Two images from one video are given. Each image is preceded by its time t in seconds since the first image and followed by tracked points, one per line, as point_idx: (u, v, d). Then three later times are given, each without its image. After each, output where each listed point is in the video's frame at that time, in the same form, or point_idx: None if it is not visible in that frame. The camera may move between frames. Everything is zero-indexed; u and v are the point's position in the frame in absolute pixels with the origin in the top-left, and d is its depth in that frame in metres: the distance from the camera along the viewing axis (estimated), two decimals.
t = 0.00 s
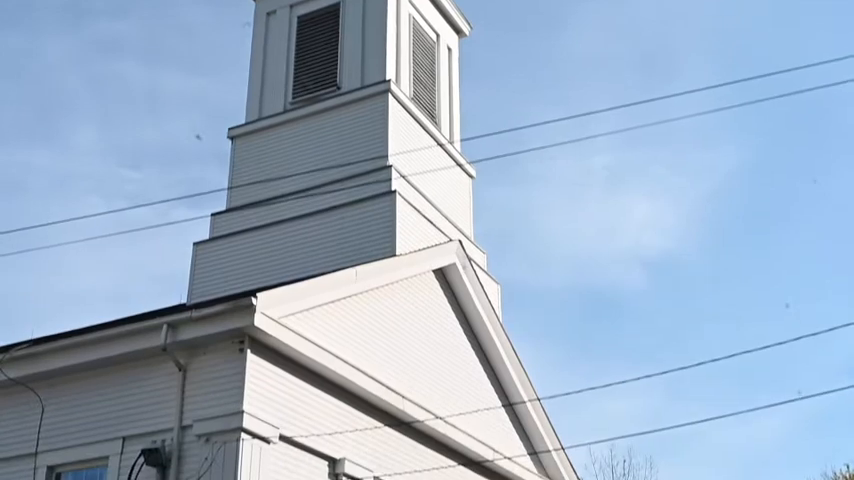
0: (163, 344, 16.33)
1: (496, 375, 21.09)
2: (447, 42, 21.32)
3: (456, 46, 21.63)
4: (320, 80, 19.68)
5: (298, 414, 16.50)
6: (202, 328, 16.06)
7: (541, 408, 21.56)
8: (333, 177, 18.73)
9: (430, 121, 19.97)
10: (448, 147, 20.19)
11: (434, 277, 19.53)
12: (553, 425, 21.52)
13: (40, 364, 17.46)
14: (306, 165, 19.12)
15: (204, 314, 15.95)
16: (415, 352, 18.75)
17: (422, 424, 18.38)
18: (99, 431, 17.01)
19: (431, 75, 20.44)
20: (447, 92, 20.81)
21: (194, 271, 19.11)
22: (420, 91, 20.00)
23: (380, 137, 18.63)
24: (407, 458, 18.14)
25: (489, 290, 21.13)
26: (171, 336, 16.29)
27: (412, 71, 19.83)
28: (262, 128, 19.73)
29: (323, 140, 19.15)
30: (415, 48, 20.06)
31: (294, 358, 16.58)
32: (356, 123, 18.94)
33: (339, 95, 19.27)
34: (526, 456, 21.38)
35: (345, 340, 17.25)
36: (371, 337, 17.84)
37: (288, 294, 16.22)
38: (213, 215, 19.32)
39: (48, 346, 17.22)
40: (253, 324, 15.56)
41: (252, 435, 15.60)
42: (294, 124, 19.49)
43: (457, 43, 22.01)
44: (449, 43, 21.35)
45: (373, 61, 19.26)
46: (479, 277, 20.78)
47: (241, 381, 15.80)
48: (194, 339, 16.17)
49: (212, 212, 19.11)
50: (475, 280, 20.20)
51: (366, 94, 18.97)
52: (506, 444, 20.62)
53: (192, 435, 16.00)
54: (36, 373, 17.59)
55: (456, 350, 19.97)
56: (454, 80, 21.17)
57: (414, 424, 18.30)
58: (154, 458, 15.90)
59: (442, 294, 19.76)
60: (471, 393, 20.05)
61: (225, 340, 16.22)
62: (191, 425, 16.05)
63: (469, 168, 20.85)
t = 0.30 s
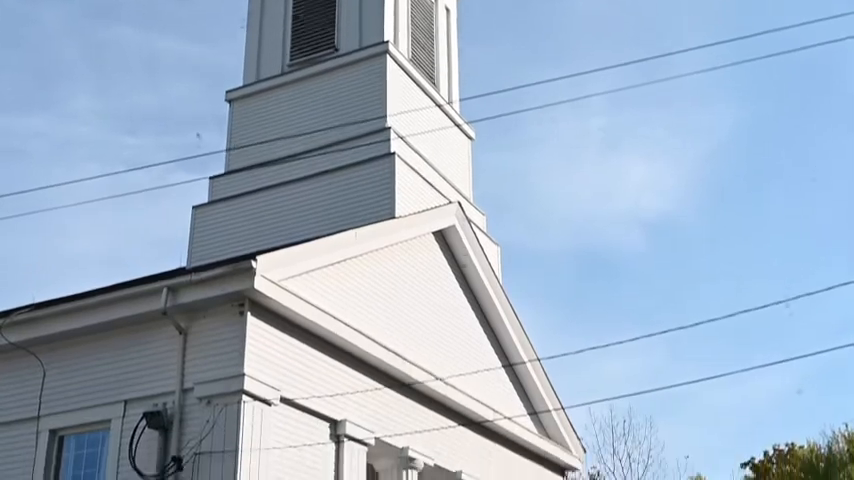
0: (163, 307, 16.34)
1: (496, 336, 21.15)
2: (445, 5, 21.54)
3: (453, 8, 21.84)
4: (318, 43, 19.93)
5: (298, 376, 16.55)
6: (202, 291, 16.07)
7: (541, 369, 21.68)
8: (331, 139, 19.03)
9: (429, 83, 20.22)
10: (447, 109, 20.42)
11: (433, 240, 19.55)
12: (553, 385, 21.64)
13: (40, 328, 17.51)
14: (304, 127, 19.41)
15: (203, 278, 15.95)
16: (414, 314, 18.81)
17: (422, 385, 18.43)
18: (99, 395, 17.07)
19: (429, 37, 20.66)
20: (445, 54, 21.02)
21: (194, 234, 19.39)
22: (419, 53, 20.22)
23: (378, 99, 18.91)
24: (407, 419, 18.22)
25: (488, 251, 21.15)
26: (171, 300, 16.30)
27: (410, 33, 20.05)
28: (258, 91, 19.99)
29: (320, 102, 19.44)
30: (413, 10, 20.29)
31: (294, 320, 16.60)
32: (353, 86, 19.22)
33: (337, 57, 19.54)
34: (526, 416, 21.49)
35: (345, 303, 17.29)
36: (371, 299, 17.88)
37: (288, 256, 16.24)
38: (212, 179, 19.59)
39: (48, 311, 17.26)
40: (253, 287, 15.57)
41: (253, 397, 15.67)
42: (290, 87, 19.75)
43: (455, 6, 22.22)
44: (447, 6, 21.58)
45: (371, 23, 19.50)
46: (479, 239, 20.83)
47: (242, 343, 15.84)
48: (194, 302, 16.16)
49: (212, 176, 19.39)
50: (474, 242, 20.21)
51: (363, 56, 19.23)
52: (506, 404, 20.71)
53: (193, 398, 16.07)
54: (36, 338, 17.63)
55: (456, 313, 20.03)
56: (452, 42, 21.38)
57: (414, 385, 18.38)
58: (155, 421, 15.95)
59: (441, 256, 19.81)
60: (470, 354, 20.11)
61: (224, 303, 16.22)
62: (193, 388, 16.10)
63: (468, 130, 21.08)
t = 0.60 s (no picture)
0: (163, 271, 16.35)
1: (496, 297, 21.20)
2: None
3: None
4: (315, 5, 19.99)
5: (299, 338, 16.60)
6: (202, 254, 16.08)
7: (540, 330, 21.75)
8: (328, 101, 19.07)
9: (428, 45, 20.25)
10: (444, 69, 20.42)
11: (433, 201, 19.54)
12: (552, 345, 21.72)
13: (40, 293, 17.54)
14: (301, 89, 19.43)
15: (203, 241, 15.96)
16: (414, 276, 18.84)
17: (422, 346, 18.49)
18: (100, 359, 17.12)
19: None
20: (444, 16, 21.03)
21: (193, 197, 19.43)
22: (417, 14, 20.23)
23: (376, 60, 18.94)
24: (407, 381, 18.30)
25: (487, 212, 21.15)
26: (170, 263, 16.30)
27: None
28: (255, 54, 20.01)
29: (317, 64, 19.45)
30: None
31: (294, 282, 16.62)
32: (350, 47, 19.25)
33: (335, 18, 19.61)
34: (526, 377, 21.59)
35: (344, 264, 17.32)
36: (370, 261, 17.90)
37: (287, 218, 16.25)
38: (211, 141, 19.61)
39: (48, 275, 17.27)
40: (253, 249, 15.57)
41: (254, 360, 15.72)
42: (287, 49, 19.77)
43: None
44: None
45: None
46: (479, 200, 20.83)
47: (241, 307, 15.86)
48: (194, 265, 16.18)
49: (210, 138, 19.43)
50: (473, 203, 20.20)
51: (360, 17, 19.28)
52: (506, 365, 20.78)
53: (194, 361, 16.12)
54: (36, 302, 17.66)
55: (455, 275, 20.04)
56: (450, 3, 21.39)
57: (414, 346, 18.44)
58: (157, 385, 16.01)
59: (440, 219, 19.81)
60: (469, 316, 20.16)
61: (224, 266, 16.24)
62: (193, 351, 16.14)
63: (467, 92, 21.12)
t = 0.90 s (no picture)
0: (162, 234, 16.31)
1: (495, 256, 21.20)
2: None
3: None
4: None
5: (299, 300, 16.61)
6: (200, 217, 16.03)
7: (539, 289, 21.77)
8: (324, 62, 18.98)
9: (425, 5, 20.11)
10: (440, 28, 20.27)
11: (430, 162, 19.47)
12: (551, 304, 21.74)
13: (38, 256, 17.51)
14: (296, 50, 19.34)
15: (201, 204, 15.90)
16: (411, 236, 18.81)
17: (421, 306, 18.51)
18: (99, 322, 17.13)
19: None
20: None
21: (190, 159, 19.40)
22: None
23: (372, 19, 18.81)
24: (406, 341, 18.35)
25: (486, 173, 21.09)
26: (169, 226, 16.26)
27: None
28: (250, 15, 19.92)
29: (312, 25, 19.35)
30: None
31: (293, 244, 16.59)
32: (345, 7, 19.12)
33: None
34: (526, 335, 21.63)
35: (343, 226, 17.29)
36: (369, 222, 17.87)
37: (285, 180, 16.19)
38: (207, 103, 19.57)
39: (46, 239, 17.24)
40: (250, 212, 15.52)
41: (253, 322, 15.74)
42: (282, 10, 19.66)
43: None
44: None
45: None
46: (477, 160, 20.75)
47: (240, 268, 15.84)
48: (192, 227, 16.14)
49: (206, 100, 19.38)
50: (471, 163, 20.14)
51: None
52: (505, 325, 20.83)
53: (193, 323, 16.12)
54: (34, 266, 17.64)
55: (454, 236, 20.03)
56: None
57: (414, 307, 18.46)
58: (156, 347, 16.04)
59: (438, 179, 19.76)
60: (468, 275, 20.17)
61: (223, 228, 16.19)
62: (193, 313, 16.15)
63: (465, 52, 21.01)
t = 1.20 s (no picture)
0: (159, 194, 16.25)
1: (493, 214, 21.17)
2: None
3: None
4: None
5: (297, 259, 16.60)
6: (197, 177, 15.97)
7: (537, 246, 21.76)
8: (321, 20, 18.93)
9: None
10: None
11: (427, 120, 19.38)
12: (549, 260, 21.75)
13: (35, 218, 17.48)
14: (292, 8, 19.28)
15: (198, 163, 15.83)
16: (409, 196, 18.77)
17: (419, 265, 18.51)
18: (98, 283, 17.13)
19: None
20: None
21: (186, 119, 19.32)
22: None
23: None
24: (405, 299, 18.37)
25: (484, 131, 20.99)
26: (166, 186, 16.19)
27: None
28: None
29: None
30: None
31: (291, 204, 16.55)
32: None
33: None
34: (524, 293, 21.65)
35: (341, 185, 17.24)
36: (367, 181, 17.81)
37: (283, 140, 16.11)
38: (203, 62, 19.48)
39: (43, 200, 17.19)
40: (248, 171, 15.46)
41: (252, 281, 15.75)
42: None
43: None
44: None
45: None
46: (474, 118, 20.65)
47: (238, 228, 15.82)
48: (190, 188, 16.08)
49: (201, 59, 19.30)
50: (469, 120, 20.04)
51: None
52: (503, 282, 20.85)
53: (192, 283, 16.13)
54: (32, 228, 17.62)
55: (452, 194, 19.98)
56: None
57: (412, 265, 18.47)
58: (156, 307, 16.07)
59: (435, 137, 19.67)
60: (466, 233, 20.15)
61: (221, 188, 16.14)
62: (191, 273, 16.13)
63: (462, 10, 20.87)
